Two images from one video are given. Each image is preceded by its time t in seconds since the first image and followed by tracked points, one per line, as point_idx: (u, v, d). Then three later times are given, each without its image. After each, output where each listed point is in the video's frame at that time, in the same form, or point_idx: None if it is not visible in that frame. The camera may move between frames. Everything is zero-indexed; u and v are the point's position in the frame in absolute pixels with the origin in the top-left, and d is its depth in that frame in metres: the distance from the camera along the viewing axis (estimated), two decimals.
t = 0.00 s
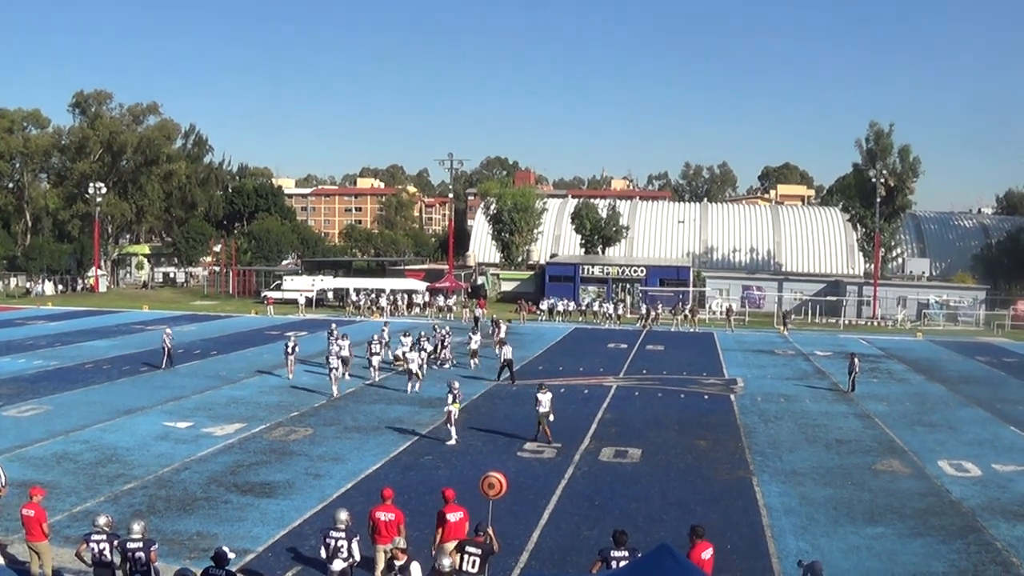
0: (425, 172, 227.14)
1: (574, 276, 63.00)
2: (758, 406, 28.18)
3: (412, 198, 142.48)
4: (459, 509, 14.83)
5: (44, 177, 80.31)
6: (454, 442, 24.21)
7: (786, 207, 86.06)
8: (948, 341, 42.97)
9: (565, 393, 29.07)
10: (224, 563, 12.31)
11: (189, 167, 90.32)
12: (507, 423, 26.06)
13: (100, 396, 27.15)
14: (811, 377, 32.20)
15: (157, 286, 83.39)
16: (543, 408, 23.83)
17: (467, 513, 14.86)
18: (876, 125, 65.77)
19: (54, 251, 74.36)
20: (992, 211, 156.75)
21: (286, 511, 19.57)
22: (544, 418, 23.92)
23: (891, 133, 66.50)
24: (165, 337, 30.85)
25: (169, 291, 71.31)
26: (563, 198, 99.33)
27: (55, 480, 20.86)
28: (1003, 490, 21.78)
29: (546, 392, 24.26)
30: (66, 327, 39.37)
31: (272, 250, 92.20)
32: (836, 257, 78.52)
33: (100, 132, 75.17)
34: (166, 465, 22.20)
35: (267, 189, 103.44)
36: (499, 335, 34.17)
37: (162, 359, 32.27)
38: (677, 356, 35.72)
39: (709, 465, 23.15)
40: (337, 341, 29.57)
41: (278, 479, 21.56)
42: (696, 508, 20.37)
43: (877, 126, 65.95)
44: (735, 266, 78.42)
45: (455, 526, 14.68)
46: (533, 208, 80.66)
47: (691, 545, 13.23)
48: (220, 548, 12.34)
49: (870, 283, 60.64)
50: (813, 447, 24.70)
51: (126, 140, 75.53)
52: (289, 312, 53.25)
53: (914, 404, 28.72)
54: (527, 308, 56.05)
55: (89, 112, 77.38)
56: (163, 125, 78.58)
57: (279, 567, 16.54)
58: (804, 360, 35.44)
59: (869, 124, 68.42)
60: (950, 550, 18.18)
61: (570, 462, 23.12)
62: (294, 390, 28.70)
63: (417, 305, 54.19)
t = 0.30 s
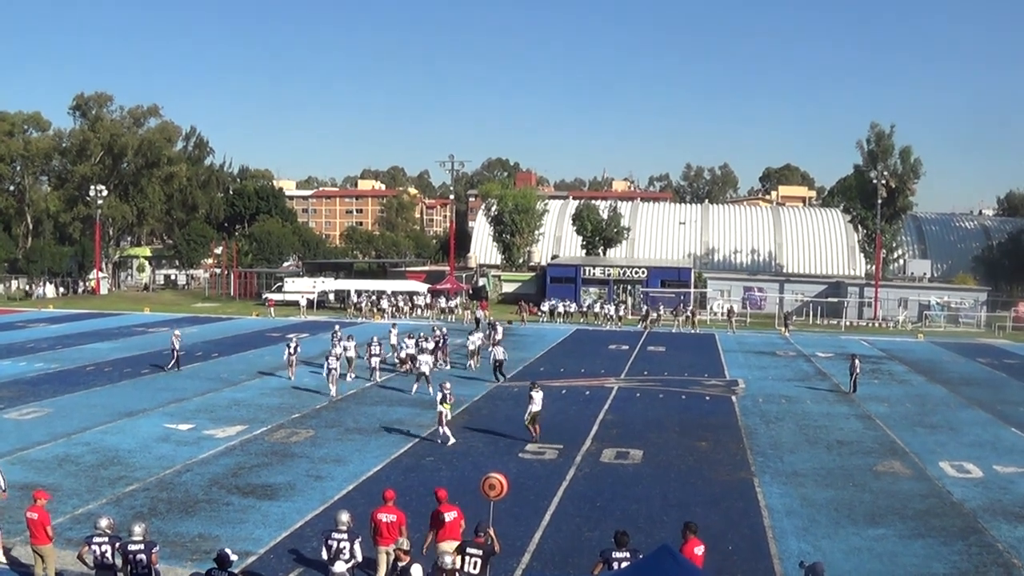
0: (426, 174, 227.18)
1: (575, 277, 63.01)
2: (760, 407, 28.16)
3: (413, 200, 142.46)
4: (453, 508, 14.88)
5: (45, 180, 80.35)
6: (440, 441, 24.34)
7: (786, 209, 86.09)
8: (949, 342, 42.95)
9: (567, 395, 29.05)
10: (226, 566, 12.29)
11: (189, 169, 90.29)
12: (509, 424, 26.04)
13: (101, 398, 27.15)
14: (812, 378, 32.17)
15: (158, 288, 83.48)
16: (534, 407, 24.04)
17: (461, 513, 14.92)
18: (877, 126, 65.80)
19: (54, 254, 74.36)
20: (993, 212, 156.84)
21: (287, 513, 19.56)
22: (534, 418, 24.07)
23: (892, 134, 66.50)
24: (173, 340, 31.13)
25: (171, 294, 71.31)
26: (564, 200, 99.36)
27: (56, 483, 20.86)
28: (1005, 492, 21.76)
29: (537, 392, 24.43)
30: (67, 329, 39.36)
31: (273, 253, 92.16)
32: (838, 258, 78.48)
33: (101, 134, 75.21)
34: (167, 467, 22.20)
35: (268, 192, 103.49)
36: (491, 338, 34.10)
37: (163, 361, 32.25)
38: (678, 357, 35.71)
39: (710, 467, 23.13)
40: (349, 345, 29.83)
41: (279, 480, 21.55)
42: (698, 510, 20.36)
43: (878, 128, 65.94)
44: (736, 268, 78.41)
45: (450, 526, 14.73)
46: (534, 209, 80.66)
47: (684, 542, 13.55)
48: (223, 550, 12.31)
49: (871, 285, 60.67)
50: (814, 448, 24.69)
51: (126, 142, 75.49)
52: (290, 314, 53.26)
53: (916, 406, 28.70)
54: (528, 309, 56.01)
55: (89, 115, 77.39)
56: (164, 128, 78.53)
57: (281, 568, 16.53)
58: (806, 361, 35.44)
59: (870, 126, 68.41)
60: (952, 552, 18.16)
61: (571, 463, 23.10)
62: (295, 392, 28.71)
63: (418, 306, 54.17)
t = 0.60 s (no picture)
0: (426, 174, 227.14)
1: (574, 279, 63.02)
2: (759, 409, 28.16)
3: (413, 200, 142.45)
4: (449, 509, 14.86)
5: (45, 178, 80.29)
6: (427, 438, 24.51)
7: (786, 211, 86.09)
8: (948, 345, 42.99)
9: (566, 397, 29.06)
10: (223, 565, 12.29)
11: (190, 167, 90.26)
12: (508, 425, 26.08)
13: (100, 397, 27.15)
14: (811, 381, 32.16)
15: (158, 286, 83.52)
16: (522, 408, 24.28)
17: (456, 514, 14.92)
18: (877, 129, 65.86)
19: (54, 251, 74.35)
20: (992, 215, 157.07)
21: (285, 513, 19.58)
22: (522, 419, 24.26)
23: (892, 136, 66.54)
24: (178, 339, 30.90)
25: (170, 292, 71.33)
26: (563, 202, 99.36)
27: (54, 481, 20.86)
28: (1004, 494, 21.78)
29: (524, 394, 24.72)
30: (66, 327, 39.34)
31: (272, 252, 92.19)
32: (837, 261, 78.49)
33: (101, 132, 75.22)
34: (165, 466, 22.20)
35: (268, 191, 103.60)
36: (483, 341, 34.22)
37: (162, 360, 32.25)
38: (676, 360, 35.72)
39: (709, 469, 23.14)
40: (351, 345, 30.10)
41: (278, 480, 21.56)
42: (695, 512, 20.38)
43: (878, 130, 65.94)
44: (735, 270, 78.40)
45: (446, 526, 14.72)
46: (534, 210, 80.64)
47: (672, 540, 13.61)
48: (220, 550, 12.32)
49: (870, 287, 60.70)
50: (813, 450, 24.71)
51: (127, 140, 75.49)
52: (289, 314, 53.27)
53: (915, 408, 28.70)
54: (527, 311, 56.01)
55: (90, 113, 77.38)
56: (164, 126, 78.45)
57: (278, 568, 16.55)
58: (805, 364, 35.45)
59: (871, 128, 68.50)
60: (950, 554, 18.17)
61: (569, 464, 23.12)
62: (294, 391, 28.71)
63: (417, 307, 54.16)
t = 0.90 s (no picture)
0: (427, 177, 227.24)
1: (575, 281, 63.01)
2: (759, 412, 28.16)
3: (414, 203, 142.49)
4: (451, 513, 14.87)
5: (46, 181, 80.27)
6: (426, 441, 24.57)
7: (787, 214, 86.10)
8: (949, 348, 42.97)
9: (567, 400, 29.05)
10: (224, 569, 12.30)
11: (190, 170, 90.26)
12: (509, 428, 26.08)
13: (100, 400, 27.14)
14: (811, 383, 32.16)
15: (159, 289, 83.66)
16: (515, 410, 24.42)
17: (458, 517, 14.92)
18: (878, 131, 65.93)
19: (55, 254, 74.38)
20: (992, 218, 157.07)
21: (286, 516, 19.60)
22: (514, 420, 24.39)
23: (892, 139, 66.78)
24: (187, 342, 30.98)
25: (171, 295, 71.40)
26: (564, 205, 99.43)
27: (55, 484, 20.88)
28: (1004, 497, 21.78)
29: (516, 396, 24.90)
30: (67, 331, 39.34)
31: (273, 255, 92.31)
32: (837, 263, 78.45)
33: (102, 136, 75.31)
34: (166, 469, 22.20)
35: (269, 195, 103.96)
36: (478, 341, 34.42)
37: (163, 363, 32.25)
38: (677, 363, 35.74)
39: (710, 472, 23.16)
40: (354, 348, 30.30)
41: (279, 483, 21.57)
42: (696, 515, 20.39)
43: (879, 133, 66.16)
44: (736, 272, 78.41)
45: (447, 530, 14.72)
46: (535, 213, 80.66)
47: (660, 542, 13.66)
48: (221, 552, 12.34)
49: (871, 290, 60.69)
50: (814, 453, 24.71)
51: (127, 144, 75.54)
52: (290, 317, 53.30)
53: (915, 411, 28.71)
54: (528, 314, 56.05)
55: (91, 116, 77.41)
56: (165, 129, 78.34)
57: (279, 572, 16.56)
58: (805, 366, 35.45)
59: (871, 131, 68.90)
60: (951, 557, 18.18)
61: (570, 467, 23.13)
62: (295, 395, 28.72)
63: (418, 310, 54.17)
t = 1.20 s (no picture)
0: (430, 180, 227.25)
1: (579, 283, 63.00)
2: (764, 413, 28.14)
3: (417, 205, 142.55)
4: (458, 515, 14.88)
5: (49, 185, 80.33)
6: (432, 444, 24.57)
7: (790, 214, 86.05)
8: (953, 347, 42.91)
9: (571, 401, 29.06)
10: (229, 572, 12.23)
11: (194, 174, 90.31)
12: (513, 430, 26.09)
13: (105, 404, 27.15)
14: (816, 384, 32.13)
15: (163, 293, 83.74)
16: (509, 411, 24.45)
17: (465, 520, 14.94)
18: (881, 131, 65.94)
19: (58, 259, 74.43)
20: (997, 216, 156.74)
21: (291, 519, 19.60)
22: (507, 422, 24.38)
23: (895, 139, 67.20)
24: (199, 344, 31.00)
25: (174, 299, 71.42)
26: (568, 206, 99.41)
27: (60, 488, 20.90)
28: (1009, 496, 21.75)
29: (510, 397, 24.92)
30: (71, 335, 39.38)
31: (277, 258, 92.38)
32: (841, 263, 78.42)
33: (105, 140, 75.40)
34: (170, 472, 22.21)
35: (272, 198, 104.02)
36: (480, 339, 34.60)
37: (167, 367, 32.27)
38: (681, 364, 35.73)
39: (714, 473, 23.15)
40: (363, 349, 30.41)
41: (284, 486, 21.58)
42: (701, 516, 20.38)
43: (882, 132, 66.58)
44: (740, 273, 78.41)
45: (454, 533, 14.74)
46: (538, 215, 80.69)
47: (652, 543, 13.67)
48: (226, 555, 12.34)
49: (875, 290, 60.63)
50: (818, 454, 24.69)
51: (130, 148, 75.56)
52: (295, 320, 53.31)
53: (920, 411, 28.67)
54: (532, 316, 56.07)
55: (93, 121, 77.51)
56: (167, 133, 78.21)
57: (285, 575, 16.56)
58: (810, 367, 35.43)
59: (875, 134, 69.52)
60: (955, 557, 18.17)
61: (575, 469, 23.13)
62: (299, 398, 28.71)
63: (422, 312, 54.17)
